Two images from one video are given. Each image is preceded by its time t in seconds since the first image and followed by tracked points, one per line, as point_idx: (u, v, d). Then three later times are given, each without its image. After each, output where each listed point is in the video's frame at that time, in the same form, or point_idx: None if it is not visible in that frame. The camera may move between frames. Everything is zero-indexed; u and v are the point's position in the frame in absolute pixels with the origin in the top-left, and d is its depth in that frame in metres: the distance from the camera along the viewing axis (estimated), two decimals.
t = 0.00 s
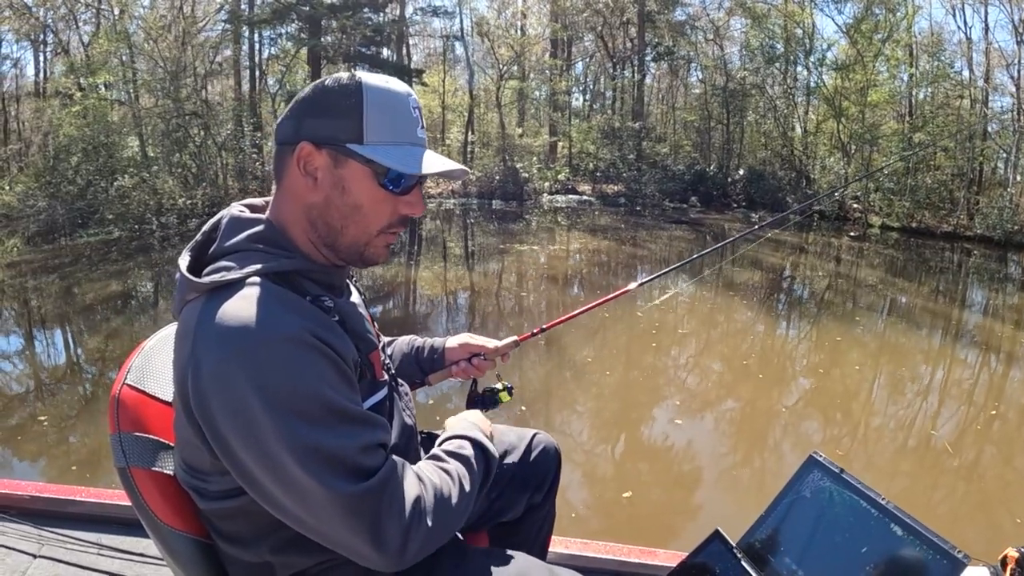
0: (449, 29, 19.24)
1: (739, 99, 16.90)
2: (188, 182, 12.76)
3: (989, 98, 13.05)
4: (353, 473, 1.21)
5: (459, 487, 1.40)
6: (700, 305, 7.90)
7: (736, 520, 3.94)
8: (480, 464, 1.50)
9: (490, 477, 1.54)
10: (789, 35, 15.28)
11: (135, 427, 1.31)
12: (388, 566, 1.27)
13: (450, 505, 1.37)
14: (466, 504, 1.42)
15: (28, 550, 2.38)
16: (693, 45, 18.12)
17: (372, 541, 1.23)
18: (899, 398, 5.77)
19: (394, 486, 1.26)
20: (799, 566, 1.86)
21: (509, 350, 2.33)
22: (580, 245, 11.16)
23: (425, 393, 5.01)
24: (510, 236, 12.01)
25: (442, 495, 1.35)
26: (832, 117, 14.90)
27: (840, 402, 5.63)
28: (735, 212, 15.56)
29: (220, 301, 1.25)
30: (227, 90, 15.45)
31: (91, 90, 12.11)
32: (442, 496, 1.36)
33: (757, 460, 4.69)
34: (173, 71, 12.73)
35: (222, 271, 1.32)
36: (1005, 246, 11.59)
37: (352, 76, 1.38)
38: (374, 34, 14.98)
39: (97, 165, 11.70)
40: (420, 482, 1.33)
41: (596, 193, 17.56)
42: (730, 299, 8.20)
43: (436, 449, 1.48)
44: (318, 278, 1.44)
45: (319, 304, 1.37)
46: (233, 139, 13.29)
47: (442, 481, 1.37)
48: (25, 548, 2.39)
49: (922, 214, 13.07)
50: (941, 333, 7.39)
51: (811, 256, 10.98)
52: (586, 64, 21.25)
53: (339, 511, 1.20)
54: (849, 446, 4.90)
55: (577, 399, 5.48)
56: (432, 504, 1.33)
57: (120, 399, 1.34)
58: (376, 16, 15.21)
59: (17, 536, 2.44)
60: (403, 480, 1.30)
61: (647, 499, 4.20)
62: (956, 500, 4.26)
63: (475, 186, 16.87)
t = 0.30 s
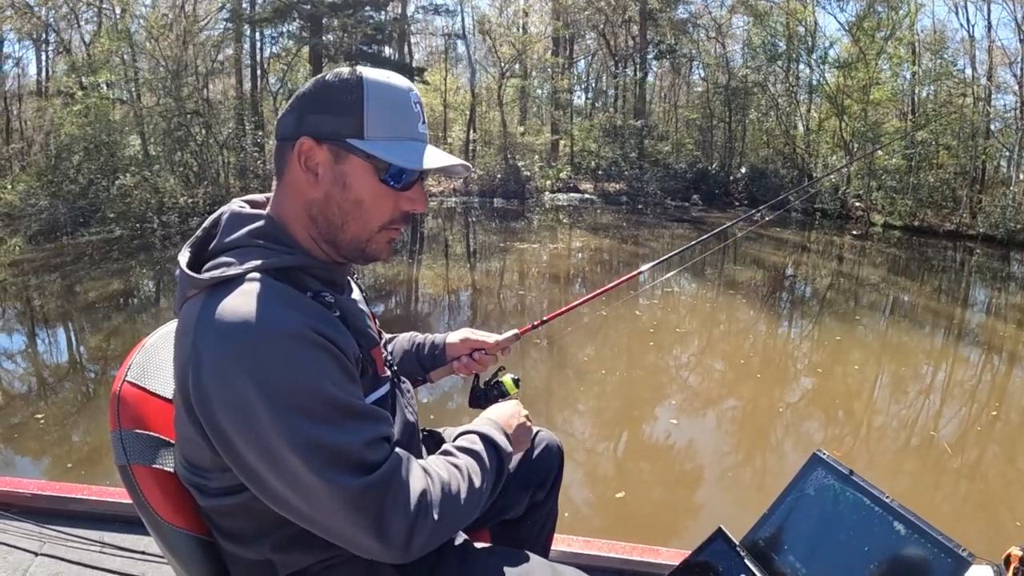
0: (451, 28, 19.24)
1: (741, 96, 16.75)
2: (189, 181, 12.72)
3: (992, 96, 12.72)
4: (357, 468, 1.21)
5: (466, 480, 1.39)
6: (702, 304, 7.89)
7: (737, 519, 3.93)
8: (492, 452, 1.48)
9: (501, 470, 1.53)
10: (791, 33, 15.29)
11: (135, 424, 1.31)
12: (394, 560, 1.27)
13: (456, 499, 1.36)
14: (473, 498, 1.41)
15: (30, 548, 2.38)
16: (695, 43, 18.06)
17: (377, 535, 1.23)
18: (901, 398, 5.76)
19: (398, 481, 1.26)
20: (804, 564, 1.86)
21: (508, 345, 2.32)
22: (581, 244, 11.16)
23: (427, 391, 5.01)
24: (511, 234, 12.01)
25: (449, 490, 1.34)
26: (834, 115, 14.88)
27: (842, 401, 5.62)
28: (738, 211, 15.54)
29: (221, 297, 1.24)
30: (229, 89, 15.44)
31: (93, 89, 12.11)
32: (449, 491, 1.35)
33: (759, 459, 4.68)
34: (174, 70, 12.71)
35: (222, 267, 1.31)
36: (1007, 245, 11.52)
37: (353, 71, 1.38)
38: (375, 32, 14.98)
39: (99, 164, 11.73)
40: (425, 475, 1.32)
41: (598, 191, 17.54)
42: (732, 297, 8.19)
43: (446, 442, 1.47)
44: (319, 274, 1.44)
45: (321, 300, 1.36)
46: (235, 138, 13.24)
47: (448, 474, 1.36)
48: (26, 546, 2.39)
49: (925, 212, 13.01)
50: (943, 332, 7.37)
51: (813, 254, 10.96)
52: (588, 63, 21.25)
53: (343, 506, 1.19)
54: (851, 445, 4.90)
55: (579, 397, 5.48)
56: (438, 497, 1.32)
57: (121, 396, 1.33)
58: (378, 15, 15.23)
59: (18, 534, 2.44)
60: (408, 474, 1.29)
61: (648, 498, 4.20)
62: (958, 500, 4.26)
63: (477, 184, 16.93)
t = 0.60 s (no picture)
0: (453, 26, 19.23)
1: (744, 95, 16.70)
2: (192, 179, 12.66)
3: (995, 94, 12.70)
4: (361, 464, 1.20)
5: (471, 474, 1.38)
6: (704, 303, 7.88)
7: (739, 519, 3.92)
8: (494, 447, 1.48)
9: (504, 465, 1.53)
10: (794, 31, 15.26)
11: (134, 424, 1.30)
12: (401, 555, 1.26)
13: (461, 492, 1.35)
14: (482, 496, 1.39)
15: (31, 547, 2.38)
16: (698, 41, 17.94)
17: (383, 530, 1.22)
18: (903, 397, 5.74)
19: (403, 476, 1.25)
20: (806, 565, 1.85)
21: (507, 339, 2.30)
22: (583, 242, 11.16)
23: (428, 389, 5.00)
24: (514, 233, 12.02)
25: (453, 485, 1.33)
26: (836, 113, 14.86)
27: (844, 400, 5.61)
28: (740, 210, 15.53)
29: (219, 297, 1.23)
30: (231, 87, 15.41)
31: (95, 88, 12.14)
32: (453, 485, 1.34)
33: (761, 458, 4.67)
34: (177, 69, 12.50)
35: (220, 266, 1.30)
36: (1011, 244, 11.45)
37: (352, 68, 1.37)
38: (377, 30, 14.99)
39: (102, 163, 11.76)
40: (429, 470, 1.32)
41: (600, 190, 17.52)
42: (734, 296, 8.17)
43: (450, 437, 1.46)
44: (319, 273, 1.43)
45: (321, 298, 1.35)
46: (237, 136, 13.19)
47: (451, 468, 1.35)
48: (28, 545, 2.38)
49: (928, 211, 12.96)
50: (946, 332, 7.35)
51: (815, 253, 10.93)
52: (591, 61, 21.30)
53: (347, 502, 1.19)
54: (853, 444, 4.88)
55: (582, 396, 5.47)
56: (443, 491, 1.31)
57: (120, 396, 1.33)
58: (380, 14, 15.26)
59: (20, 532, 2.44)
60: (412, 468, 1.28)
61: (650, 497, 4.19)
62: (960, 500, 4.24)
63: (479, 183, 16.95)
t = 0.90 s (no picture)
0: (455, 24, 19.23)
1: (747, 91, 16.81)
2: (194, 178, 12.45)
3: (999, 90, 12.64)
4: (362, 457, 1.19)
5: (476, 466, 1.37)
6: (708, 300, 7.86)
7: (743, 516, 3.91)
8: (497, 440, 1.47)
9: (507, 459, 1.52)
10: (797, 27, 15.16)
11: (130, 422, 1.29)
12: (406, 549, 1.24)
13: (467, 484, 1.33)
14: (484, 486, 1.38)
15: (32, 545, 2.37)
16: (701, 38, 17.98)
17: (387, 524, 1.20)
18: (907, 395, 5.72)
19: (405, 469, 1.24)
20: (812, 566, 1.83)
21: (505, 336, 2.31)
22: (586, 239, 11.14)
23: (431, 387, 4.99)
24: (516, 230, 12.01)
25: (457, 477, 1.32)
26: (840, 110, 14.84)
27: (847, 398, 5.59)
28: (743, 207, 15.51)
29: (216, 292, 1.22)
30: (233, 85, 15.39)
31: (99, 86, 12.18)
32: (457, 478, 1.33)
33: (764, 456, 4.65)
34: (179, 68, 12.45)
35: (218, 260, 1.29)
36: (1015, 241, 11.42)
37: (348, 61, 1.35)
38: (379, 28, 15.08)
39: (103, 162, 11.94)
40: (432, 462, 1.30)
41: (603, 187, 17.49)
42: (738, 294, 8.14)
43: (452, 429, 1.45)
44: (318, 268, 1.42)
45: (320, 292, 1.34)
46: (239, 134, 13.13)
47: (455, 460, 1.34)
48: (29, 543, 2.37)
49: (932, 208, 12.92)
50: (950, 330, 7.32)
51: (819, 251, 10.90)
52: (594, 58, 21.30)
53: (350, 496, 1.17)
54: (856, 443, 4.87)
55: (585, 394, 5.46)
56: (447, 484, 1.30)
57: (117, 394, 1.32)
58: (383, 11, 15.34)
59: (20, 531, 2.43)
60: (414, 461, 1.27)
61: (653, 495, 4.18)
62: (964, 498, 4.23)
63: (481, 180, 16.97)
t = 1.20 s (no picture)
0: (457, 21, 19.21)
1: (750, 88, 16.80)
2: (196, 176, 12.47)
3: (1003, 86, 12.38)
4: (362, 454, 1.17)
5: (479, 462, 1.36)
6: (711, 297, 7.84)
7: (745, 514, 3.89)
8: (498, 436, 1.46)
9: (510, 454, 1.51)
10: (800, 23, 15.10)
11: (126, 423, 1.29)
12: (408, 546, 1.23)
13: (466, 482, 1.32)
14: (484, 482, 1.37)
15: (33, 545, 2.36)
16: (703, 34, 18.18)
17: (389, 520, 1.19)
18: (911, 392, 5.70)
19: (406, 466, 1.22)
20: (818, 566, 1.81)
21: (506, 334, 2.30)
22: (589, 236, 11.14)
23: (434, 385, 4.97)
24: (519, 227, 12.00)
25: (458, 473, 1.31)
26: (843, 106, 14.78)
27: (851, 395, 5.57)
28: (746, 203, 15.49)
29: (211, 289, 1.21)
30: (236, 82, 15.37)
31: (100, 85, 12.18)
32: (459, 474, 1.31)
33: (768, 454, 4.64)
34: (179, 66, 12.41)
35: (214, 257, 1.28)
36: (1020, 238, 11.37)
37: (344, 55, 1.34)
38: (380, 25, 15.18)
39: (105, 161, 12.03)
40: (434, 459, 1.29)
41: (605, 184, 17.46)
42: (742, 291, 8.11)
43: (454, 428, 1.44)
44: (317, 264, 1.41)
45: (318, 289, 1.33)
46: (241, 133, 12.95)
47: (456, 457, 1.33)
48: (31, 543, 2.36)
49: (935, 204, 12.87)
50: (954, 327, 7.28)
51: (823, 247, 10.86)
52: (597, 54, 21.31)
53: (351, 493, 1.16)
54: (860, 440, 4.85)
55: (588, 391, 5.44)
56: (448, 481, 1.28)
57: (112, 395, 1.31)
58: (384, 9, 15.43)
59: (22, 531, 2.42)
60: (415, 458, 1.25)
61: (655, 493, 4.16)
62: (968, 495, 4.21)
63: (483, 177, 16.98)
